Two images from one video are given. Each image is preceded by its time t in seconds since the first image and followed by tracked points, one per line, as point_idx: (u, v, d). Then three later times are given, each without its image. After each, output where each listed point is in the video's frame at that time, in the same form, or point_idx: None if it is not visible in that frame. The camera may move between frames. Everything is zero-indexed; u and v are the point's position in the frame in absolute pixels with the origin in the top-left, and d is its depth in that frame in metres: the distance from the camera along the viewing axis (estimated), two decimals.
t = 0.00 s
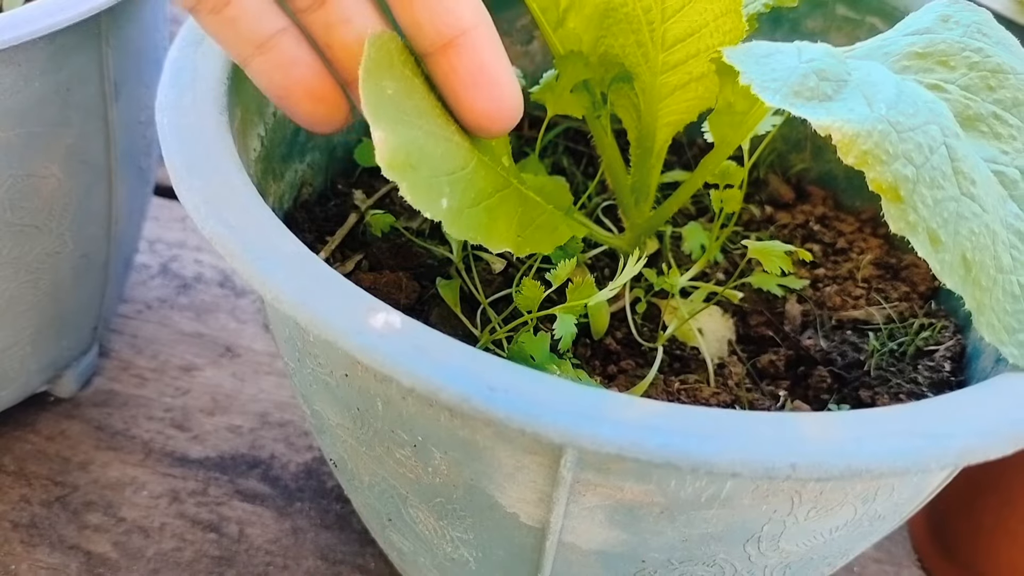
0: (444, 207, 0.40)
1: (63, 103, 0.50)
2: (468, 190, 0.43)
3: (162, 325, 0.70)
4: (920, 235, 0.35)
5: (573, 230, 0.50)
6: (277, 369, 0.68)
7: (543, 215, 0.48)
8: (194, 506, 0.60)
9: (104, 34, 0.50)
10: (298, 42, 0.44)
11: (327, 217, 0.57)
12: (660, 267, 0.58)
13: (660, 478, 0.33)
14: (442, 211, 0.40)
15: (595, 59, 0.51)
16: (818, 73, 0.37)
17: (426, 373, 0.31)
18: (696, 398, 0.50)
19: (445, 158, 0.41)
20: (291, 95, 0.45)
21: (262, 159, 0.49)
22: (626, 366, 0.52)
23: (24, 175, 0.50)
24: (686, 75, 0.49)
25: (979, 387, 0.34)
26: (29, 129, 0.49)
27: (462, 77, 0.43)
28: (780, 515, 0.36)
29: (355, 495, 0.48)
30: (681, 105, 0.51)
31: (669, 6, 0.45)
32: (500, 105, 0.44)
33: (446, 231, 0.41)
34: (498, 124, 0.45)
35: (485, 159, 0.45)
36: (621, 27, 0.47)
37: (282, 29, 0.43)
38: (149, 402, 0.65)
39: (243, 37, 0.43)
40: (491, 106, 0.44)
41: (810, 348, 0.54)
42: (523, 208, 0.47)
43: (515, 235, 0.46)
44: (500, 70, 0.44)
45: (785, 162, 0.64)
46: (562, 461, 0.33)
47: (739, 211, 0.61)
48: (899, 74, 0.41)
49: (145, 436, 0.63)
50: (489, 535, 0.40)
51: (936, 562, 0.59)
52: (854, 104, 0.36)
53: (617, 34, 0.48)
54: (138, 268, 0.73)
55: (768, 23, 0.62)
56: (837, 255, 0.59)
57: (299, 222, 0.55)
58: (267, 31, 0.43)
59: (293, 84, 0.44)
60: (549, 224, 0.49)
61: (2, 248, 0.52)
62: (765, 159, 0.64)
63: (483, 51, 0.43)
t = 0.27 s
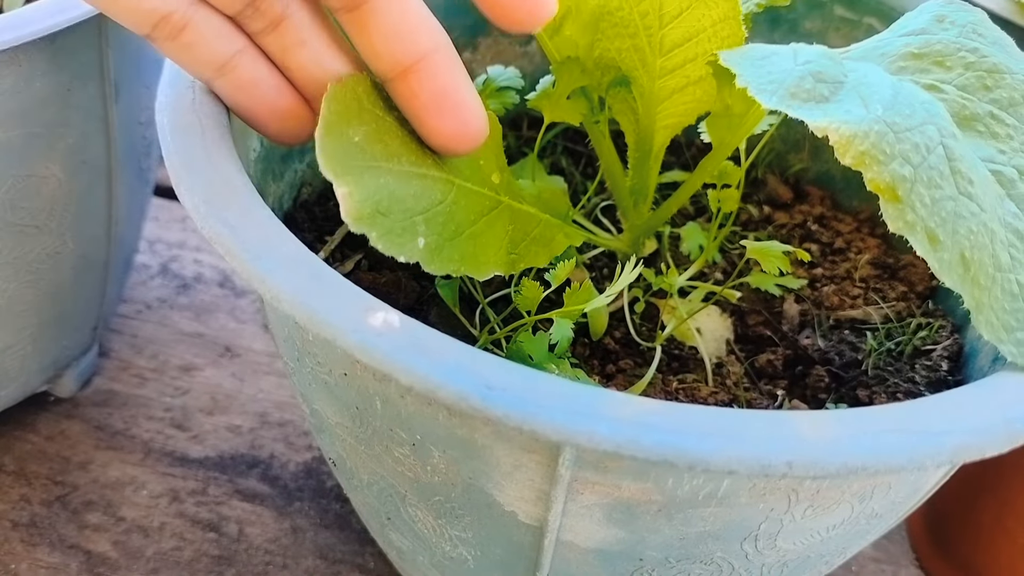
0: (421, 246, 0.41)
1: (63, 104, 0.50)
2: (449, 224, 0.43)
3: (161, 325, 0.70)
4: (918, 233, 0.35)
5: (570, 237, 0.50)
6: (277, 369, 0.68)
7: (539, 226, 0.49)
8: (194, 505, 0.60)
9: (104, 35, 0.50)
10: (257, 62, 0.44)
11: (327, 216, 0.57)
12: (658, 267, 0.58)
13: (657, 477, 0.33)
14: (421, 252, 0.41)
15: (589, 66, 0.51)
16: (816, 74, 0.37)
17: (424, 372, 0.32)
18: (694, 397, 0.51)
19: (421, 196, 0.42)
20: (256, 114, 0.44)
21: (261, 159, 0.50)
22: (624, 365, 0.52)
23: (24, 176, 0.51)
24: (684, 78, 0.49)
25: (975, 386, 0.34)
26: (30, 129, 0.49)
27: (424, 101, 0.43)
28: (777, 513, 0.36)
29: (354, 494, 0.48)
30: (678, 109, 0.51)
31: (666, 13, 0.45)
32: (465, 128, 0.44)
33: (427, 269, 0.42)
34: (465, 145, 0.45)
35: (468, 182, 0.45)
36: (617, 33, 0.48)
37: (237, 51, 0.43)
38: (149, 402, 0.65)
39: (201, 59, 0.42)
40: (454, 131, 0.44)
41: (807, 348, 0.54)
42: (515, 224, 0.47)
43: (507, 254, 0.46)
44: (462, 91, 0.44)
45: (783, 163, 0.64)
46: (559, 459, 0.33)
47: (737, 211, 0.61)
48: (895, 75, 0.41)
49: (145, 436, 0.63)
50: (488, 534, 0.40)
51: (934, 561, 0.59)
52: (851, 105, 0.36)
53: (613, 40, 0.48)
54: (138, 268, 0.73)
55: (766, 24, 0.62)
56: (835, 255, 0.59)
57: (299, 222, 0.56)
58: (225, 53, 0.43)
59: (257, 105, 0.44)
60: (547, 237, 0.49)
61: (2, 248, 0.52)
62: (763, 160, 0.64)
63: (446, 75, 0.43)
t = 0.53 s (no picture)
0: (422, 301, 0.43)
1: (58, 105, 0.51)
2: (442, 270, 0.45)
3: (158, 325, 0.70)
4: (905, 232, 0.35)
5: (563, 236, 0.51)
6: (272, 370, 0.68)
7: (533, 235, 0.50)
8: (189, 505, 0.60)
9: (99, 36, 0.51)
10: None
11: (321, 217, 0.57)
12: (649, 267, 0.59)
13: (644, 474, 0.34)
14: (422, 305, 0.43)
15: (585, 64, 0.52)
16: (805, 75, 0.38)
17: (412, 370, 0.32)
18: (685, 396, 0.51)
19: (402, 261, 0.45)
20: None
21: (254, 160, 0.50)
22: (616, 365, 0.53)
23: (19, 177, 0.51)
24: (676, 80, 0.49)
25: (958, 385, 0.35)
26: (24, 131, 0.50)
27: None
28: (763, 511, 0.36)
29: (347, 493, 0.48)
30: (671, 110, 0.52)
31: (658, 15, 0.46)
32: None
33: (437, 317, 0.43)
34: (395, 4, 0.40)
35: (448, 230, 0.48)
36: (611, 36, 0.48)
37: None
38: (145, 402, 0.65)
39: None
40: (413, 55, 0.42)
41: (797, 347, 0.55)
42: (508, 244, 0.49)
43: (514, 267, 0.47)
44: None
45: (776, 163, 0.64)
46: (547, 457, 0.34)
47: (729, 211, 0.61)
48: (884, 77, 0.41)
49: (140, 436, 0.64)
50: (478, 532, 0.40)
51: (925, 560, 0.60)
52: (839, 106, 0.37)
53: (607, 42, 0.49)
54: (134, 269, 0.73)
55: (758, 25, 0.62)
56: (826, 255, 0.59)
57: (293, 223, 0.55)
58: None
59: None
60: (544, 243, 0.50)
61: None
62: (755, 160, 0.64)
63: None
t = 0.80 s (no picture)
0: (416, 307, 0.43)
1: (60, 106, 0.51)
2: (445, 276, 0.45)
3: (159, 326, 0.70)
4: (917, 239, 0.35)
5: (569, 242, 0.50)
6: (273, 370, 0.68)
7: (535, 240, 0.50)
8: (191, 506, 0.60)
9: (100, 37, 0.51)
10: None
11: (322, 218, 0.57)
12: (651, 267, 0.59)
13: (647, 475, 0.34)
14: (422, 311, 0.43)
15: (587, 69, 0.51)
16: (815, 80, 0.38)
17: (415, 370, 0.32)
18: (687, 396, 0.51)
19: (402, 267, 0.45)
20: None
21: (256, 160, 0.50)
22: (618, 365, 0.53)
23: (21, 178, 0.51)
24: (679, 82, 0.50)
25: (961, 385, 0.35)
26: (26, 131, 0.50)
27: None
28: (766, 511, 0.36)
29: (349, 493, 0.48)
30: (674, 112, 0.52)
31: (663, 20, 0.46)
32: None
33: (435, 323, 0.43)
34: None
35: (451, 235, 0.48)
36: (612, 40, 0.48)
37: None
38: (146, 403, 0.65)
39: None
40: None
41: (799, 347, 0.55)
42: (509, 250, 0.48)
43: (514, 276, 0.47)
44: None
45: (777, 163, 0.64)
46: (550, 457, 0.34)
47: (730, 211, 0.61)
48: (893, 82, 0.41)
49: (142, 437, 0.64)
50: (481, 532, 0.40)
51: (925, 559, 0.60)
52: (850, 111, 0.37)
53: (608, 47, 0.49)
54: (135, 270, 0.73)
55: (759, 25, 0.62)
56: (827, 255, 0.59)
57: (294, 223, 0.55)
58: None
59: None
60: (545, 249, 0.49)
61: None
62: (756, 160, 0.64)
63: None
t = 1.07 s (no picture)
0: (416, 314, 0.42)
1: (57, 107, 0.50)
2: (448, 282, 0.45)
3: (157, 328, 0.70)
4: (929, 242, 0.35)
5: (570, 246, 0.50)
6: (272, 373, 0.68)
7: (537, 244, 0.49)
8: (189, 510, 0.60)
9: (97, 37, 0.50)
10: None
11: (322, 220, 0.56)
12: (654, 269, 0.58)
13: (652, 483, 0.33)
14: (422, 316, 0.42)
15: (587, 70, 0.51)
16: (821, 82, 0.37)
17: (416, 378, 0.31)
18: (690, 401, 0.51)
19: (403, 271, 0.44)
20: None
21: (255, 162, 0.49)
22: (621, 368, 0.52)
23: (17, 180, 0.50)
24: (681, 84, 0.49)
25: (972, 391, 0.34)
26: (22, 133, 0.49)
27: None
28: (773, 519, 0.36)
29: (349, 499, 0.48)
30: (677, 114, 0.51)
31: (664, 21, 0.45)
32: None
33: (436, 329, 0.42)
34: None
35: (452, 238, 0.47)
36: (613, 41, 0.47)
37: None
38: (145, 406, 0.65)
39: None
40: None
41: (804, 350, 0.54)
42: (511, 254, 0.48)
43: (516, 280, 0.46)
44: None
45: (780, 164, 0.64)
46: (553, 465, 0.33)
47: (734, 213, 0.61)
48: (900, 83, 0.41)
49: (140, 441, 0.63)
50: (482, 540, 0.40)
51: (930, 562, 0.59)
52: (858, 113, 0.36)
53: (608, 48, 0.48)
54: (133, 272, 0.73)
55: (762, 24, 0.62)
56: (832, 257, 0.58)
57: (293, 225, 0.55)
58: None
59: None
60: (546, 253, 0.49)
61: None
62: (760, 162, 0.64)
63: None
